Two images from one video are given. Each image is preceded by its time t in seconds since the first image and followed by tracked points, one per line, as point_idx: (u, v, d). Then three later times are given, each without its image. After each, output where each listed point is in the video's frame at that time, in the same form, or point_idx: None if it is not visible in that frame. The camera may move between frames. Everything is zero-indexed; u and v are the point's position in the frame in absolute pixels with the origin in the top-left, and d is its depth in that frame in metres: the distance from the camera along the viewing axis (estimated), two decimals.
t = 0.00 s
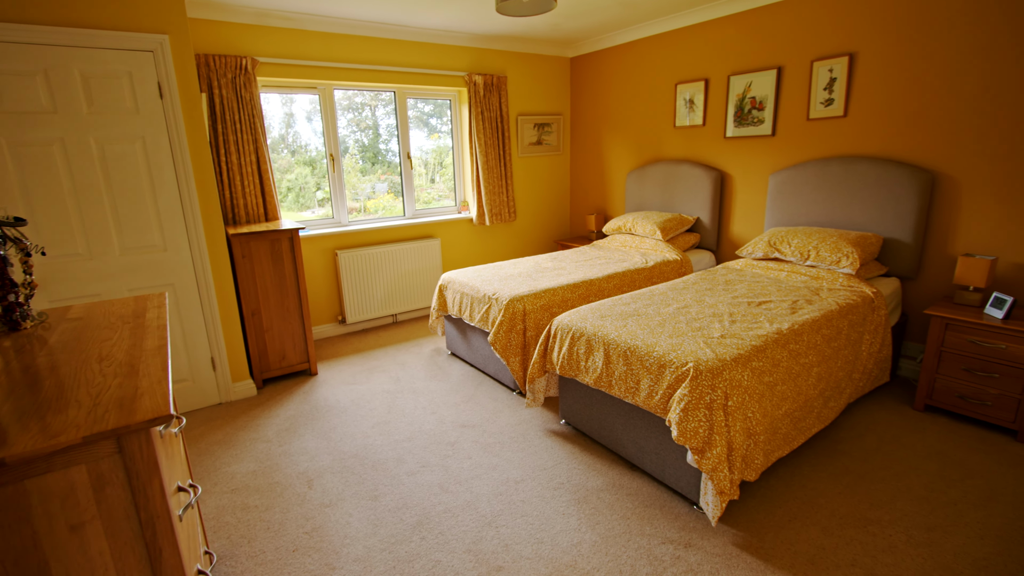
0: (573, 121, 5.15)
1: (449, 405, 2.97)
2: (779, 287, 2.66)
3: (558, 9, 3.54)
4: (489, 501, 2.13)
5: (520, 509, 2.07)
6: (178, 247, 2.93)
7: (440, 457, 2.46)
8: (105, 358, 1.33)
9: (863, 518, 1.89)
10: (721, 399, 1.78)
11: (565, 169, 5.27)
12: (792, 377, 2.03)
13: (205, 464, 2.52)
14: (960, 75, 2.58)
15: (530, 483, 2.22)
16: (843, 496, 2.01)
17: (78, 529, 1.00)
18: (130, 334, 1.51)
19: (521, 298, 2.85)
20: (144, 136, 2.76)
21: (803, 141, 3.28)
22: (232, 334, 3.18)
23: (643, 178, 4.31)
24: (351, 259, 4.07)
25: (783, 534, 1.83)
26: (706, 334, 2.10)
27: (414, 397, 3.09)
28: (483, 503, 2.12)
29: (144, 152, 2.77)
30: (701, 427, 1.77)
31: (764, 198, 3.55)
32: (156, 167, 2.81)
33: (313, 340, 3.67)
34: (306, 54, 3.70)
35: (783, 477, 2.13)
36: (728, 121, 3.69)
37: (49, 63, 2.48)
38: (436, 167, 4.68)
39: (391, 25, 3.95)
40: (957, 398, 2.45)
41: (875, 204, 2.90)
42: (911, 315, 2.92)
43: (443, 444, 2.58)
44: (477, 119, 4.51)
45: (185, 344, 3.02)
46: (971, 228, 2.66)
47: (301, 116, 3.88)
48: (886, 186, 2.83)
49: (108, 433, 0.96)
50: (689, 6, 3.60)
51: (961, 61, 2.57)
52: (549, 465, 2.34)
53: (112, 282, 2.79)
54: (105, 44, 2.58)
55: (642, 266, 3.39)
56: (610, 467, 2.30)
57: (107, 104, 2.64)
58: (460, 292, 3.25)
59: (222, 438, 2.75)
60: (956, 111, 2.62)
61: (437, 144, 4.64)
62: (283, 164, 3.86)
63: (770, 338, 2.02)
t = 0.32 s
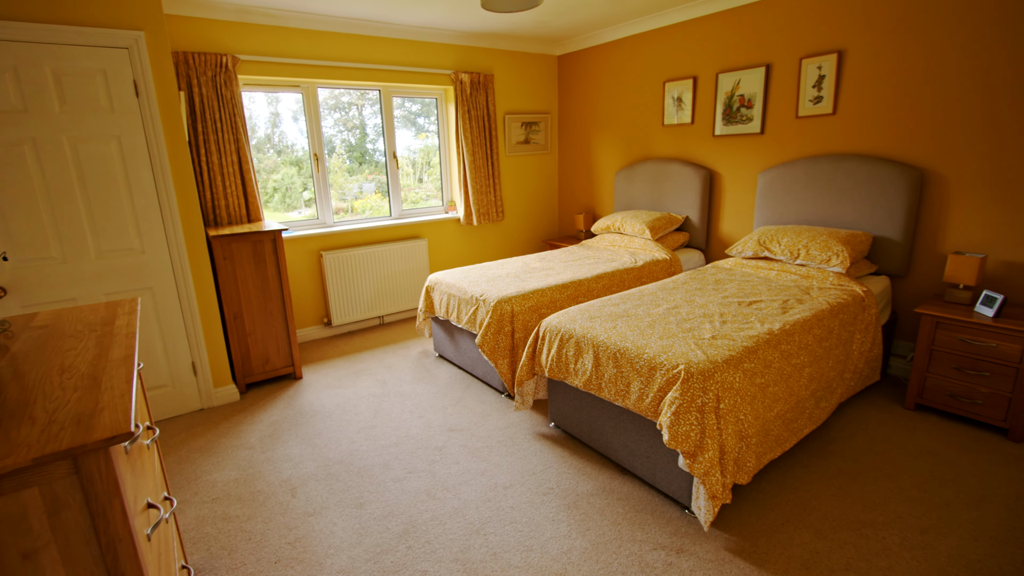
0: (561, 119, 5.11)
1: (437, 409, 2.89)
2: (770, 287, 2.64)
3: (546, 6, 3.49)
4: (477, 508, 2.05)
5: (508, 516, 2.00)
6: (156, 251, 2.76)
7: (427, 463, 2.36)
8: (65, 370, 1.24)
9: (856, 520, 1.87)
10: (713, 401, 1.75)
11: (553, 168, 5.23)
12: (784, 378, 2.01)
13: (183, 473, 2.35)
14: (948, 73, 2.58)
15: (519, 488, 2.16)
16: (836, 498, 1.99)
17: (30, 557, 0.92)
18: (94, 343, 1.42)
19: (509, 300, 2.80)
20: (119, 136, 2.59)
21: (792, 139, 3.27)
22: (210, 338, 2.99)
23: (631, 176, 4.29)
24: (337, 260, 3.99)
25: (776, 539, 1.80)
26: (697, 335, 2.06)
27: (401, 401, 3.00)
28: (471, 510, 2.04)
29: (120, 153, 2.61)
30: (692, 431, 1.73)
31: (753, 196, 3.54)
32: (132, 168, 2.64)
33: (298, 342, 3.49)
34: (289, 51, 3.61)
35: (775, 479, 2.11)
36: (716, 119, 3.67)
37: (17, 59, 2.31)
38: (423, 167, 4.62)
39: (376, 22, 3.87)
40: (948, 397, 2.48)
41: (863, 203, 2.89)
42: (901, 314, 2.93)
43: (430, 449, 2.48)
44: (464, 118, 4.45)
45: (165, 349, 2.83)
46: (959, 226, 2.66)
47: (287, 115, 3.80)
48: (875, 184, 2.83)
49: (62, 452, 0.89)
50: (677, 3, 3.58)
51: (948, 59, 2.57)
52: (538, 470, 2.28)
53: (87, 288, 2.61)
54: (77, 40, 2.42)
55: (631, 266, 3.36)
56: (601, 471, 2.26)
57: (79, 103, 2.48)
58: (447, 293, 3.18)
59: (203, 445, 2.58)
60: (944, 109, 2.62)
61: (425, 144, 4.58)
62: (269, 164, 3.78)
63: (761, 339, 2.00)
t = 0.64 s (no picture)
0: (548, 118, 5.07)
1: (423, 413, 2.82)
2: (760, 286, 2.61)
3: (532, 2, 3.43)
4: (464, 516, 1.99)
5: (496, 524, 1.94)
6: (131, 254, 2.62)
7: (413, 470, 2.30)
8: (17, 386, 1.13)
9: (849, 523, 1.85)
10: (705, 404, 1.71)
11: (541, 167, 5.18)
12: (775, 379, 1.98)
13: (159, 484, 2.26)
14: (935, 71, 2.58)
15: (508, 495, 2.10)
16: (828, 500, 1.97)
17: None
18: (53, 355, 1.31)
19: (497, 301, 2.74)
20: (91, 135, 2.45)
21: (779, 137, 3.26)
22: (189, 343, 2.89)
23: (619, 175, 4.25)
24: (322, 262, 3.91)
25: (768, 543, 1.77)
26: (687, 336, 2.02)
27: (386, 406, 2.93)
28: (459, 519, 1.97)
29: (92, 154, 2.47)
30: (684, 435, 1.70)
31: (742, 194, 3.52)
32: (105, 168, 2.50)
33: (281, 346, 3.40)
34: (269, 47, 3.51)
35: (767, 482, 2.08)
36: (704, 117, 3.65)
37: None
38: (411, 166, 4.55)
39: (360, 19, 3.79)
40: (937, 395, 2.48)
41: (851, 200, 2.88)
42: (889, 312, 2.93)
43: (417, 455, 2.42)
44: (450, 116, 4.38)
45: (141, 355, 2.73)
46: (946, 224, 2.67)
47: (271, 114, 3.72)
48: (862, 182, 2.82)
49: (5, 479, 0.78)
50: None
51: (935, 56, 2.56)
52: (527, 475, 2.23)
53: (57, 294, 2.47)
54: (42, 35, 2.27)
55: (620, 265, 3.32)
56: (591, 475, 2.21)
57: (46, 101, 2.33)
58: (434, 295, 3.12)
59: (180, 455, 2.49)
60: (931, 106, 2.62)
61: (412, 143, 4.51)
62: (254, 164, 3.69)
63: (752, 340, 1.97)
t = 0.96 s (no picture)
0: (535, 116, 5.03)
1: (409, 418, 2.76)
2: (748, 286, 2.60)
3: None
4: (451, 525, 1.94)
5: (484, 532, 1.90)
6: (101, 257, 2.52)
7: (398, 478, 2.24)
8: None
9: (839, 523, 1.84)
10: (695, 407, 1.68)
11: (528, 167, 5.14)
12: (765, 380, 1.96)
13: (132, 497, 2.17)
14: (919, 69, 2.59)
15: (496, 502, 2.06)
16: (818, 501, 1.96)
17: None
18: (4, 367, 1.20)
19: (484, 303, 2.69)
20: (56, 133, 2.34)
21: (766, 136, 3.25)
22: (166, 349, 2.80)
23: (607, 174, 4.24)
24: (307, 263, 3.83)
25: (760, 546, 1.75)
26: (677, 338, 2.00)
27: (371, 411, 2.87)
28: (445, 528, 1.92)
29: (58, 153, 2.36)
30: (674, 438, 1.67)
31: (729, 193, 3.51)
32: (73, 168, 2.40)
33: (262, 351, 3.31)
34: (249, 44, 3.42)
35: (758, 483, 2.06)
36: (691, 116, 3.64)
37: None
38: (397, 166, 4.48)
39: (343, 15, 3.71)
40: (923, 392, 2.48)
41: (838, 200, 2.89)
42: (875, 310, 2.94)
43: (402, 463, 2.36)
44: (435, 115, 4.31)
45: (113, 362, 2.63)
46: (931, 222, 2.68)
47: (254, 113, 3.64)
48: (848, 181, 2.83)
49: None
50: None
51: (920, 54, 2.57)
52: (516, 481, 2.19)
53: (21, 300, 2.35)
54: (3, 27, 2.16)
55: (608, 266, 3.29)
56: (580, 480, 2.18)
57: (7, 97, 2.22)
58: (420, 297, 3.06)
59: (155, 466, 2.41)
60: (915, 105, 2.63)
61: (398, 143, 4.45)
62: (236, 164, 3.60)
63: (742, 341, 1.94)
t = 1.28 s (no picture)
0: (522, 116, 4.99)
1: (396, 423, 2.71)
2: (736, 286, 2.59)
3: None
4: (437, 533, 1.89)
5: (471, 541, 1.85)
6: (72, 260, 2.43)
7: (383, 485, 2.19)
8: None
9: (828, 524, 1.83)
10: (685, 410, 1.65)
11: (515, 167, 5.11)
12: (754, 381, 1.95)
13: (105, 510, 2.09)
14: (903, 69, 2.60)
15: (483, 508, 2.02)
16: (808, 502, 1.95)
17: None
18: None
19: (470, 305, 2.65)
20: (21, 131, 2.24)
21: (753, 135, 3.25)
22: (142, 355, 2.71)
23: (594, 174, 4.22)
24: (291, 265, 3.76)
25: (750, 549, 1.73)
26: (666, 339, 1.98)
27: (356, 416, 2.81)
28: (432, 537, 1.88)
29: (24, 152, 2.26)
30: (664, 442, 1.64)
31: (716, 193, 3.51)
32: (39, 168, 2.30)
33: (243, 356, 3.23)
34: (227, 40, 3.33)
35: (747, 485, 2.05)
36: (678, 115, 3.63)
37: None
38: (384, 166, 4.43)
39: (325, 11, 3.65)
40: (908, 390, 2.50)
41: (824, 199, 2.90)
42: (861, 309, 2.95)
43: (388, 469, 2.31)
44: (421, 114, 4.25)
45: (85, 369, 2.54)
46: (915, 221, 2.70)
47: (238, 112, 3.57)
48: (834, 180, 2.84)
49: None
50: None
51: (903, 54, 2.59)
52: (504, 486, 2.15)
53: None
54: None
55: (596, 266, 3.27)
56: (569, 484, 2.15)
57: None
58: (405, 299, 3.01)
59: (130, 477, 2.33)
60: (899, 105, 2.64)
61: (385, 142, 4.39)
62: (219, 163, 3.52)
63: (730, 341, 1.93)
